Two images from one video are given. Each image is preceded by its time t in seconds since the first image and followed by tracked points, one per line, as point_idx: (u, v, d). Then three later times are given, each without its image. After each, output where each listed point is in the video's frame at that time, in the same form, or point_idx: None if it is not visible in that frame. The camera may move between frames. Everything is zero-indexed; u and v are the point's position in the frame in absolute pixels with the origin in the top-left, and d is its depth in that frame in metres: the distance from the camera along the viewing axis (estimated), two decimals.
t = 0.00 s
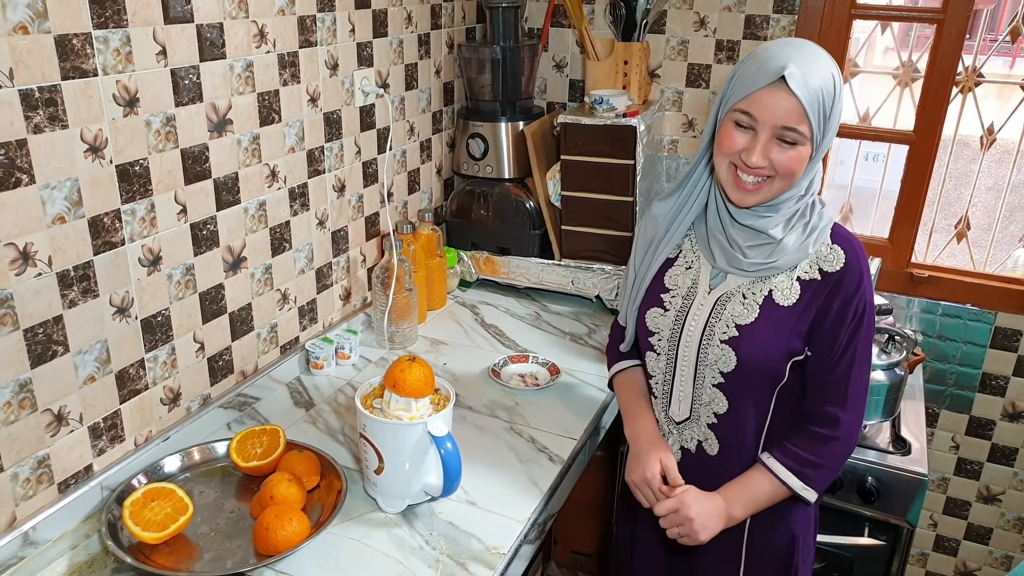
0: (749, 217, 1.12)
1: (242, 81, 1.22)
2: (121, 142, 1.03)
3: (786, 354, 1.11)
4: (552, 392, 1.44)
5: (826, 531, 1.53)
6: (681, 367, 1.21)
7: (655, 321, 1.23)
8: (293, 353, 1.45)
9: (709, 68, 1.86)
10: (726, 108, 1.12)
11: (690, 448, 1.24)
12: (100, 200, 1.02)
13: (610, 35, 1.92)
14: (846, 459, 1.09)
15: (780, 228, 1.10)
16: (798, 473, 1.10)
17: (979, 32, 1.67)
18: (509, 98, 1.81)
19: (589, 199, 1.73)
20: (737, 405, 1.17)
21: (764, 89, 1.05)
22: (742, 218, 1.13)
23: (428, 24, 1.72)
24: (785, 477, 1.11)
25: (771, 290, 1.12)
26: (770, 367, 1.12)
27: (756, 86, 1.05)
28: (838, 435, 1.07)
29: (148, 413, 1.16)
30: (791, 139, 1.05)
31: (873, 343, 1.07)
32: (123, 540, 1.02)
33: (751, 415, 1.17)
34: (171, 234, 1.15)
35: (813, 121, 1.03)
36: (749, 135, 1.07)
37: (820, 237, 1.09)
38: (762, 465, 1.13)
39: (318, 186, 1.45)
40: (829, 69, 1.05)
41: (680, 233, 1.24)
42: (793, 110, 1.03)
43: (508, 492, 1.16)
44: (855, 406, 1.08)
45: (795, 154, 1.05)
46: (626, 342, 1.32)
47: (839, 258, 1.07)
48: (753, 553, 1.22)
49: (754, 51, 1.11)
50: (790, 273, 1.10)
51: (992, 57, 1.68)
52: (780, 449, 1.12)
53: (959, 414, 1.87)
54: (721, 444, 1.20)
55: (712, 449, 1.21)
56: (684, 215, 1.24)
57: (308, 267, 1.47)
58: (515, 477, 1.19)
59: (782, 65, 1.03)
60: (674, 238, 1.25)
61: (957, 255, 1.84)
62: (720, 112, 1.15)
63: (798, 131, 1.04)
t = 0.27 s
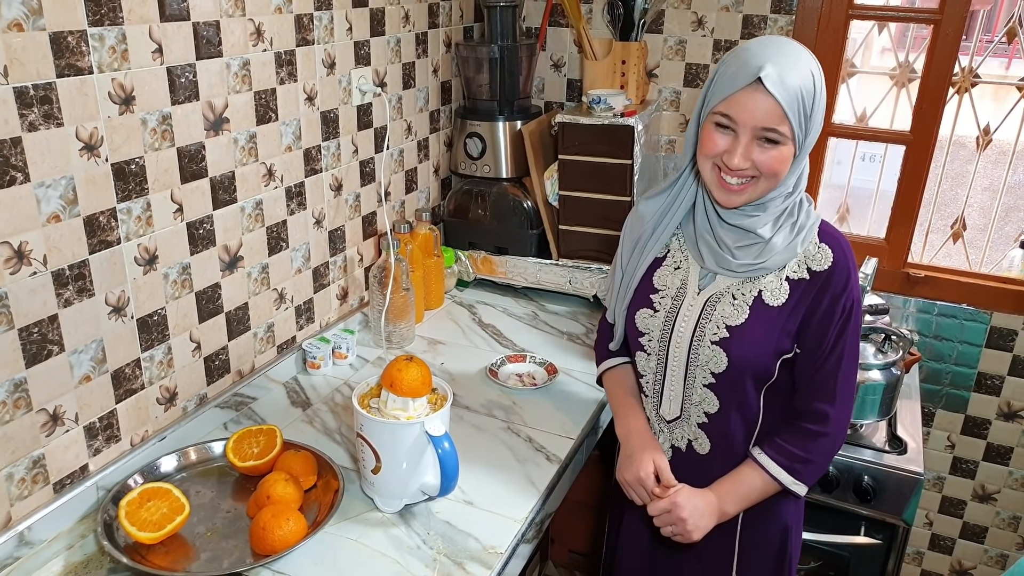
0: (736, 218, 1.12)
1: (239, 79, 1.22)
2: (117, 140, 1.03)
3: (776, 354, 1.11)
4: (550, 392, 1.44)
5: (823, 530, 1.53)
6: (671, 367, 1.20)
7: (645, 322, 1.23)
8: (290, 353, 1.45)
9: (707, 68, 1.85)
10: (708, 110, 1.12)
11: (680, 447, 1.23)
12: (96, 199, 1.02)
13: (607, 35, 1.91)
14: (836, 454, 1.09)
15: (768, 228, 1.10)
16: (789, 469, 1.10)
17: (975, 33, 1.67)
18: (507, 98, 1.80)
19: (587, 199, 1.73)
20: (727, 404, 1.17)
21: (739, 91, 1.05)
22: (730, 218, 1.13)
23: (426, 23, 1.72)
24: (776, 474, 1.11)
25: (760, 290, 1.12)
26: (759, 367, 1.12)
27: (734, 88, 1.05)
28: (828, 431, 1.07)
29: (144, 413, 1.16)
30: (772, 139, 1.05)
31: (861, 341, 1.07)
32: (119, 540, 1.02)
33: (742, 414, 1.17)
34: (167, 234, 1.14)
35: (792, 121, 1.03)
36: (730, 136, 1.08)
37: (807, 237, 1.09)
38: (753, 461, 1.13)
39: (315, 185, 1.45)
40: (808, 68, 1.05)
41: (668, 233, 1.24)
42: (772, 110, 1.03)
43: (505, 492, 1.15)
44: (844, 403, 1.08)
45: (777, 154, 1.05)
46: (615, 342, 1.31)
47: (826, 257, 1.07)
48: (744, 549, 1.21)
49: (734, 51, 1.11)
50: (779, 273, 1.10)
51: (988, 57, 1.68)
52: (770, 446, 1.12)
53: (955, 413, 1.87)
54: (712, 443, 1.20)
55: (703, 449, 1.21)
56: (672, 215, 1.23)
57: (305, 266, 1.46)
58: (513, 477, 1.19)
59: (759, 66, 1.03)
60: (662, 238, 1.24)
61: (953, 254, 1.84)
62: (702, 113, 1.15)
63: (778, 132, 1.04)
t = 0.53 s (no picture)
0: (725, 214, 1.13)
1: (236, 79, 1.22)
2: (115, 140, 1.03)
3: (766, 347, 1.12)
4: (548, 391, 1.44)
5: (821, 528, 1.54)
6: (664, 364, 1.20)
7: (636, 320, 1.23)
8: (288, 353, 1.45)
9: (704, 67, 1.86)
10: (697, 108, 1.13)
11: (673, 446, 1.23)
12: (94, 199, 1.02)
13: (604, 34, 1.92)
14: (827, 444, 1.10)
15: (756, 223, 1.11)
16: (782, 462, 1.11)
17: (972, 31, 1.67)
18: (504, 97, 1.80)
19: (585, 198, 1.73)
20: (720, 400, 1.16)
21: (733, 89, 1.05)
22: (720, 215, 1.14)
23: (423, 23, 1.72)
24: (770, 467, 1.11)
25: (750, 285, 1.12)
26: (750, 362, 1.13)
27: (726, 87, 1.06)
28: (819, 422, 1.08)
29: (142, 413, 1.16)
30: (764, 137, 1.06)
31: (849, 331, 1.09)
32: (117, 540, 1.02)
33: (735, 410, 1.16)
34: (165, 233, 1.14)
35: (785, 119, 1.04)
36: (723, 135, 1.08)
37: (795, 230, 1.10)
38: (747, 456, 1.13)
39: (313, 185, 1.45)
40: (798, 65, 1.06)
41: (656, 230, 1.24)
42: (765, 108, 1.04)
43: (503, 491, 1.16)
44: (834, 394, 1.09)
45: (769, 151, 1.06)
46: (605, 341, 1.31)
47: (814, 249, 1.08)
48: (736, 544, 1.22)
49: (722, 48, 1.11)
50: (768, 267, 1.11)
51: (985, 56, 1.68)
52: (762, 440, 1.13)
53: (953, 411, 1.87)
54: (706, 440, 1.20)
55: (696, 446, 1.20)
56: (660, 212, 1.24)
57: (303, 266, 1.47)
58: (511, 477, 1.19)
59: (752, 65, 1.04)
60: (651, 235, 1.24)
61: (951, 253, 1.84)
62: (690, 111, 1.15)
63: (771, 129, 1.05)
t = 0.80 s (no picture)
0: (712, 214, 1.13)
1: (237, 80, 1.22)
2: (116, 142, 1.03)
3: (756, 346, 1.12)
4: (549, 393, 1.44)
5: (822, 531, 1.54)
6: (654, 362, 1.20)
7: (628, 318, 1.23)
8: (288, 354, 1.45)
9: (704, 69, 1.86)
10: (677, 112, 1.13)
11: (662, 445, 1.23)
12: (95, 200, 1.02)
13: (605, 36, 1.92)
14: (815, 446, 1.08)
15: (744, 223, 1.11)
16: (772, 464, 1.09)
17: (973, 33, 1.68)
18: (504, 99, 1.81)
19: (586, 199, 1.73)
20: (710, 399, 1.16)
21: (705, 94, 1.06)
22: (708, 214, 1.14)
23: (424, 24, 1.72)
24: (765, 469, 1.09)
25: (738, 283, 1.12)
26: (739, 360, 1.13)
27: (699, 92, 1.06)
28: (809, 425, 1.07)
29: (143, 414, 1.16)
30: (738, 140, 1.06)
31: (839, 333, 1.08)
32: (117, 541, 1.02)
33: (724, 409, 1.16)
34: (166, 235, 1.14)
35: (757, 123, 1.04)
36: (699, 139, 1.09)
37: (784, 230, 1.10)
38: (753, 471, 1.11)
39: (314, 187, 1.45)
40: (772, 69, 1.05)
41: (649, 231, 1.25)
42: (737, 112, 1.03)
43: (503, 493, 1.15)
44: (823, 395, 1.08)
45: (744, 154, 1.06)
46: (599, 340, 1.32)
47: (803, 249, 1.08)
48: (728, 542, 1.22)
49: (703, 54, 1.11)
50: (757, 266, 1.11)
51: (986, 58, 1.68)
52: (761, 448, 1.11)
53: (954, 413, 1.87)
54: (695, 439, 1.19)
55: (685, 445, 1.20)
56: (653, 213, 1.24)
57: (304, 267, 1.47)
58: (511, 478, 1.19)
59: (723, 70, 1.04)
60: (644, 236, 1.25)
61: (952, 255, 1.85)
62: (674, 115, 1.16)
63: (744, 132, 1.05)
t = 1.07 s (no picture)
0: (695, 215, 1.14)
1: (239, 83, 1.22)
2: (118, 144, 1.04)
3: (738, 345, 1.12)
4: (549, 394, 1.45)
5: (822, 532, 1.54)
6: (640, 360, 1.21)
7: (617, 316, 1.24)
8: (289, 355, 1.45)
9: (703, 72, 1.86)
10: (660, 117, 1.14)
11: (649, 441, 1.23)
12: (97, 202, 1.02)
13: (605, 39, 1.92)
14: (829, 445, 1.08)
15: (726, 223, 1.11)
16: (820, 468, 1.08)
17: (971, 36, 1.68)
18: (504, 101, 1.82)
19: (586, 202, 1.74)
20: (695, 396, 1.17)
21: (683, 101, 1.07)
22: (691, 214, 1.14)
23: (425, 28, 1.73)
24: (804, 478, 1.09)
25: (721, 282, 1.13)
26: (722, 359, 1.13)
27: (677, 98, 1.07)
28: (808, 422, 1.07)
29: (144, 415, 1.16)
30: (719, 144, 1.07)
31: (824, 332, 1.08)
32: (119, 542, 1.02)
33: (709, 407, 1.17)
34: (168, 237, 1.15)
35: (736, 127, 1.05)
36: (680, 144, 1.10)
37: (767, 230, 1.10)
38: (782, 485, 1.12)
39: (315, 189, 1.45)
40: (750, 74, 1.06)
41: (638, 232, 1.25)
42: (715, 118, 1.04)
43: (504, 494, 1.16)
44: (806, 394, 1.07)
45: (723, 158, 1.07)
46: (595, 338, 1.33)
47: (786, 249, 1.08)
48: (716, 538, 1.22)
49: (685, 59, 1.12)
50: (739, 265, 1.11)
51: (984, 61, 1.69)
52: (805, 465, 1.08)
53: (953, 415, 1.88)
54: (681, 434, 1.20)
55: (672, 440, 1.21)
56: (641, 214, 1.25)
57: (305, 269, 1.47)
58: (512, 480, 1.19)
59: (701, 76, 1.05)
60: (634, 236, 1.26)
61: (950, 257, 1.85)
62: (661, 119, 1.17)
63: (723, 137, 1.05)
